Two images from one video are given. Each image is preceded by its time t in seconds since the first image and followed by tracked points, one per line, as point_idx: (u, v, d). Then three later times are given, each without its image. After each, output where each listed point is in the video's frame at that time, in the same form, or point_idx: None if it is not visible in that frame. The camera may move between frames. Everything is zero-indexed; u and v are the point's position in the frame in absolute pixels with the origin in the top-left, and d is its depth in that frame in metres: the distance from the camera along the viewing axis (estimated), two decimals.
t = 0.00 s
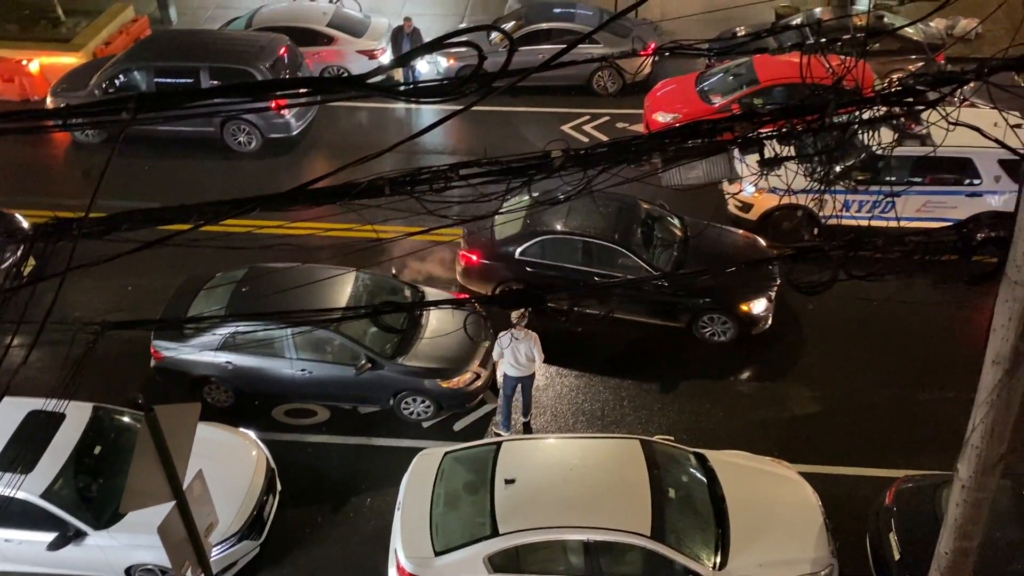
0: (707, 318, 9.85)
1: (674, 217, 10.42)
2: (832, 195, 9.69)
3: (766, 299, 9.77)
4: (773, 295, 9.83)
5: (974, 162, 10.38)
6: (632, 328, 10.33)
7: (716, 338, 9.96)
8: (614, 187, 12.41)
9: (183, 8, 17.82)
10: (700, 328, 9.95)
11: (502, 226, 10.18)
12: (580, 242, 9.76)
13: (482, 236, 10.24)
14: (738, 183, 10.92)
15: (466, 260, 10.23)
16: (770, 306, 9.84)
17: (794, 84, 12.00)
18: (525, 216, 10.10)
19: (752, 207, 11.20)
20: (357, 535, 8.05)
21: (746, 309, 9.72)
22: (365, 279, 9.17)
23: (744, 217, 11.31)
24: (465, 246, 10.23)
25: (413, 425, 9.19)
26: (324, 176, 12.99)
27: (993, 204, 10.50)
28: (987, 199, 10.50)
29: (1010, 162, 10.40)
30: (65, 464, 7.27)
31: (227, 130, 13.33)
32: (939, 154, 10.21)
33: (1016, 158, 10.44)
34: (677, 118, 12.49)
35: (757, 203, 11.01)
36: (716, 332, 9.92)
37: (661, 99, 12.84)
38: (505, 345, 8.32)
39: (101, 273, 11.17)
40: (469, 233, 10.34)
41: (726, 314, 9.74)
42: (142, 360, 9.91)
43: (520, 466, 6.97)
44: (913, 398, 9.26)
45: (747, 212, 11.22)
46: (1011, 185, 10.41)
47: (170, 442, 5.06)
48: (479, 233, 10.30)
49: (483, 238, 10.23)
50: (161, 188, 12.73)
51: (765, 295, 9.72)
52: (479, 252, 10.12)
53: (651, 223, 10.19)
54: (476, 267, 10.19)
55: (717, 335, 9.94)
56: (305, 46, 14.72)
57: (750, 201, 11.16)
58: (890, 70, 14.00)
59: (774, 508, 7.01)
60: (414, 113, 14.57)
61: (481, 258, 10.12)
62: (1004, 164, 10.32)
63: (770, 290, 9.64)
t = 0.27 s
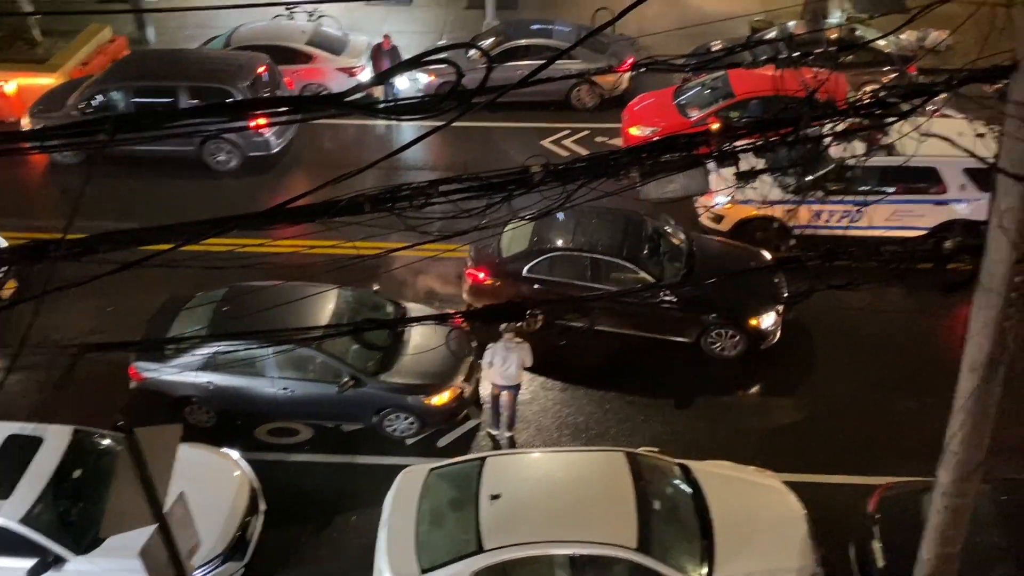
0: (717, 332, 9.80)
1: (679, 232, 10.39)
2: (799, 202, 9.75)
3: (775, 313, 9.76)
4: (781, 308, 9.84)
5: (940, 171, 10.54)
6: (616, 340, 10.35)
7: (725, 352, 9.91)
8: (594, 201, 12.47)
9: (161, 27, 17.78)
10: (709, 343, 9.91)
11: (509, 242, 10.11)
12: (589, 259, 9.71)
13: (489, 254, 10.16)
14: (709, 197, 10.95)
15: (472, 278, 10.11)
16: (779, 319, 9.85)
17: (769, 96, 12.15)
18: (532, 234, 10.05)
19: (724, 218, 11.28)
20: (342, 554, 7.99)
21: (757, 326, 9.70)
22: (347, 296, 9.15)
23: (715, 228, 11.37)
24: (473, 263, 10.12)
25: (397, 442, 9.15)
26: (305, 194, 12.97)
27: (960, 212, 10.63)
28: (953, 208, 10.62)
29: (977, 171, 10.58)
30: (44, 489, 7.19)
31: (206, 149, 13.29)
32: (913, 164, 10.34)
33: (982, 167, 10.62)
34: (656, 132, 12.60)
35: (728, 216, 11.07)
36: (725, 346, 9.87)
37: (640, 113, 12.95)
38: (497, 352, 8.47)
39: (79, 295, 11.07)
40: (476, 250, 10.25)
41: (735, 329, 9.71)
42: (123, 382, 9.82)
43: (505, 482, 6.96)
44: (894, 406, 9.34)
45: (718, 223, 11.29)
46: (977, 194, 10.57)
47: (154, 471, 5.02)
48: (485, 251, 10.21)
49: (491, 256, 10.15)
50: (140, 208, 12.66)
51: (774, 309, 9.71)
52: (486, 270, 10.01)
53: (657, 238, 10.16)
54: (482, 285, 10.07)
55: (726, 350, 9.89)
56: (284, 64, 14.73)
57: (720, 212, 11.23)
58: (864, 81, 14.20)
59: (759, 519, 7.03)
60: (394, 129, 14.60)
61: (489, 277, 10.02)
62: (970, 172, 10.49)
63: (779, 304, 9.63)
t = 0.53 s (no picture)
0: (722, 351, 9.73)
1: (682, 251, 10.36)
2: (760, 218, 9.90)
3: (779, 332, 9.76)
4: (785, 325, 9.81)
5: (903, 186, 10.71)
6: (595, 357, 10.33)
7: (730, 371, 9.85)
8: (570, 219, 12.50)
9: (132, 48, 17.65)
10: (715, 362, 9.83)
11: (511, 264, 10.13)
12: (591, 277, 9.66)
13: (490, 275, 10.17)
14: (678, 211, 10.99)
15: (476, 300, 10.09)
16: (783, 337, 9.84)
17: (741, 113, 12.26)
18: (535, 256, 10.02)
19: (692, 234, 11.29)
20: None
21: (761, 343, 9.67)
22: (322, 316, 9.06)
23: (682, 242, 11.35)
24: (475, 285, 10.14)
25: (375, 464, 9.06)
26: (279, 215, 12.89)
27: (924, 225, 10.79)
28: (916, 221, 10.79)
29: (941, 185, 10.73)
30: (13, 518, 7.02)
31: (179, 170, 13.18)
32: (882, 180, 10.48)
33: (945, 181, 10.78)
34: (631, 149, 12.66)
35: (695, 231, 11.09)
36: (731, 366, 9.80)
37: (614, 130, 13.03)
38: (476, 367, 8.44)
39: (49, 320, 10.89)
40: (477, 273, 10.26)
41: (741, 347, 9.65)
42: (94, 407, 9.65)
43: (485, 502, 6.90)
44: (870, 419, 9.39)
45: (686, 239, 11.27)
46: (939, 207, 10.75)
47: (122, 491, 4.87)
48: (488, 272, 10.21)
49: (493, 278, 10.13)
50: (111, 231, 12.51)
51: (778, 327, 9.69)
52: (489, 291, 10.02)
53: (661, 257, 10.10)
54: (487, 307, 10.06)
55: (732, 369, 9.82)
56: (257, 84, 14.66)
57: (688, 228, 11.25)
58: (835, 97, 14.39)
59: (740, 535, 7.01)
60: (369, 148, 14.57)
61: (493, 297, 10.02)
62: (932, 186, 10.64)
63: (783, 322, 9.63)
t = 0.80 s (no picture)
0: (727, 370, 9.70)
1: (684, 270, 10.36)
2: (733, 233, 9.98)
3: (783, 349, 9.77)
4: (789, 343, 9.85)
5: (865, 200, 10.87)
6: (574, 375, 10.32)
7: (735, 390, 9.81)
8: (546, 236, 12.53)
9: (105, 69, 17.55)
10: (719, 381, 9.79)
11: (514, 284, 10.12)
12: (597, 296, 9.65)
13: (494, 295, 10.15)
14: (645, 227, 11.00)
15: (479, 320, 10.06)
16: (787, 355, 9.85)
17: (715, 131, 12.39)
18: (538, 275, 10.00)
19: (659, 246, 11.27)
20: None
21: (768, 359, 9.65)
22: (299, 337, 9.00)
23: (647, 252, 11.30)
24: (477, 306, 10.11)
25: (353, 485, 8.97)
26: (255, 235, 12.82)
27: (888, 239, 10.92)
28: (879, 234, 10.92)
29: (910, 200, 10.90)
30: None
31: (153, 191, 13.09)
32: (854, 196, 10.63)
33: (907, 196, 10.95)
34: (606, 166, 12.74)
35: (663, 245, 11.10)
36: (736, 384, 9.77)
37: (590, 148, 13.11)
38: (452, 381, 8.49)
39: (19, 343, 10.73)
40: (480, 294, 10.24)
41: (746, 365, 9.63)
42: (66, 432, 9.50)
43: (465, 523, 6.85)
44: (847, 433, 9.46)
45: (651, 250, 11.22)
46: (902, 221, 10.89)
47: (100, 527, 4.78)
48: (491, 293, 10.20)
49: (498, 299, 10.10)
50: (84, 252, 12.38)
51: (782, 344, 9.73)
52: (492, 311, 9.99)
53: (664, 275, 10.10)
54: (490, 327, 10.01)
55: (737, 387, 9.79)
56: (232, 104, 14.62)
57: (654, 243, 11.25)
58: (807, 114, 14.59)
59: (720, 551, 7.02)
60: (345, 167, 14.55)
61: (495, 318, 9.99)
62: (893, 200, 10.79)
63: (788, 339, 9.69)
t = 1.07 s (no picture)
0: (734, 386, 9.71)
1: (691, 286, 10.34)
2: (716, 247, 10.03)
3: (791, 364, 9.76)
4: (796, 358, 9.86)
5: (829, 215, 10.99)
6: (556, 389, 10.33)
7: (743, 405, 9.81)
8: (527, 252, 12.57)
9: (81, 86, 17.44)
10: (727, 397, 9.79)
11: (521, 301, 10.10)
12: (603, 313, 9.62)
13: (500, 313, 10.13)
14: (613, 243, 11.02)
15: (487, 338, 10.01)
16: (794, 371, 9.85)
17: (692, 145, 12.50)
18: (543, 292, 10.04)
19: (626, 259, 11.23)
20: None
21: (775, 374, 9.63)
22: (278, 354, 8.95)
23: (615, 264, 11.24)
24: (484, 325, 10.09)
25: (333, 504, 8.90)
26: (233, 252, 12.75)
27: (853, 252, 11.03)
28: (845, 248, 11.04)
29: (883, 213, 11.05)
30: None
31: (130, 209, 12.99)
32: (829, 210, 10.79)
33: (872, 208, 11.03)
34: (586, 181, 12.80)
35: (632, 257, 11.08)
36: (744, 400, 9.77)
37: (570, 163, 13.18)
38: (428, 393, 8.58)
39: None
40: (487, 313, 10.21)
41: (753, 381, 9.64)
42: (41, 453, 9.36)
43: (446, 540, 6.82)
44: (827, 445, 9.52)
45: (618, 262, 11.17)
46: (866, 234, 10.99)
47: (76, 552, 4.66)
48: (496, 311, 10.18)
49: (504, 316, 10.08)
50: (60, 271, 12.25)
51: (788, 359, 9.73)
52: (499, 328, 9.95)
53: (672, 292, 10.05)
54: (500, 342, 9.93)
55: (744, 404, 9.78)
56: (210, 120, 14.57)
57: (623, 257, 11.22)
58: (783, 129, 14.77)
59: (702, 564, 7.02)
60: (324, 184, 14.53)
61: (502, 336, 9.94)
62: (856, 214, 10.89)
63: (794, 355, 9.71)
